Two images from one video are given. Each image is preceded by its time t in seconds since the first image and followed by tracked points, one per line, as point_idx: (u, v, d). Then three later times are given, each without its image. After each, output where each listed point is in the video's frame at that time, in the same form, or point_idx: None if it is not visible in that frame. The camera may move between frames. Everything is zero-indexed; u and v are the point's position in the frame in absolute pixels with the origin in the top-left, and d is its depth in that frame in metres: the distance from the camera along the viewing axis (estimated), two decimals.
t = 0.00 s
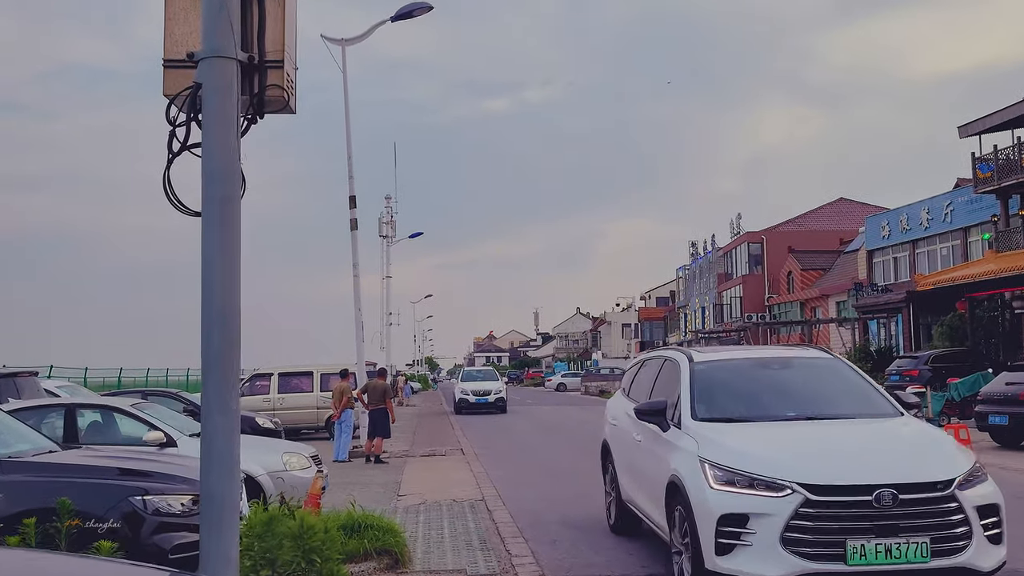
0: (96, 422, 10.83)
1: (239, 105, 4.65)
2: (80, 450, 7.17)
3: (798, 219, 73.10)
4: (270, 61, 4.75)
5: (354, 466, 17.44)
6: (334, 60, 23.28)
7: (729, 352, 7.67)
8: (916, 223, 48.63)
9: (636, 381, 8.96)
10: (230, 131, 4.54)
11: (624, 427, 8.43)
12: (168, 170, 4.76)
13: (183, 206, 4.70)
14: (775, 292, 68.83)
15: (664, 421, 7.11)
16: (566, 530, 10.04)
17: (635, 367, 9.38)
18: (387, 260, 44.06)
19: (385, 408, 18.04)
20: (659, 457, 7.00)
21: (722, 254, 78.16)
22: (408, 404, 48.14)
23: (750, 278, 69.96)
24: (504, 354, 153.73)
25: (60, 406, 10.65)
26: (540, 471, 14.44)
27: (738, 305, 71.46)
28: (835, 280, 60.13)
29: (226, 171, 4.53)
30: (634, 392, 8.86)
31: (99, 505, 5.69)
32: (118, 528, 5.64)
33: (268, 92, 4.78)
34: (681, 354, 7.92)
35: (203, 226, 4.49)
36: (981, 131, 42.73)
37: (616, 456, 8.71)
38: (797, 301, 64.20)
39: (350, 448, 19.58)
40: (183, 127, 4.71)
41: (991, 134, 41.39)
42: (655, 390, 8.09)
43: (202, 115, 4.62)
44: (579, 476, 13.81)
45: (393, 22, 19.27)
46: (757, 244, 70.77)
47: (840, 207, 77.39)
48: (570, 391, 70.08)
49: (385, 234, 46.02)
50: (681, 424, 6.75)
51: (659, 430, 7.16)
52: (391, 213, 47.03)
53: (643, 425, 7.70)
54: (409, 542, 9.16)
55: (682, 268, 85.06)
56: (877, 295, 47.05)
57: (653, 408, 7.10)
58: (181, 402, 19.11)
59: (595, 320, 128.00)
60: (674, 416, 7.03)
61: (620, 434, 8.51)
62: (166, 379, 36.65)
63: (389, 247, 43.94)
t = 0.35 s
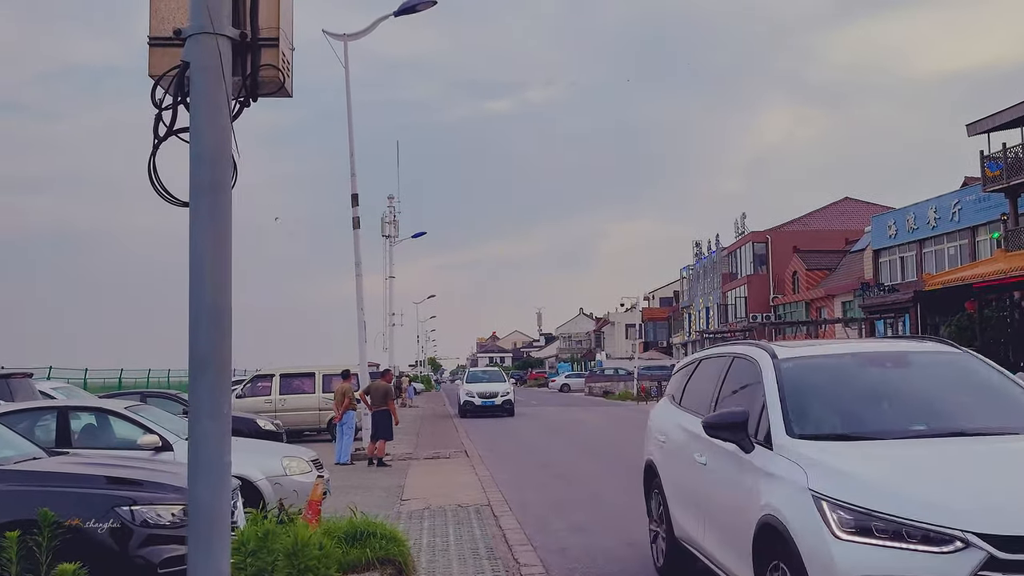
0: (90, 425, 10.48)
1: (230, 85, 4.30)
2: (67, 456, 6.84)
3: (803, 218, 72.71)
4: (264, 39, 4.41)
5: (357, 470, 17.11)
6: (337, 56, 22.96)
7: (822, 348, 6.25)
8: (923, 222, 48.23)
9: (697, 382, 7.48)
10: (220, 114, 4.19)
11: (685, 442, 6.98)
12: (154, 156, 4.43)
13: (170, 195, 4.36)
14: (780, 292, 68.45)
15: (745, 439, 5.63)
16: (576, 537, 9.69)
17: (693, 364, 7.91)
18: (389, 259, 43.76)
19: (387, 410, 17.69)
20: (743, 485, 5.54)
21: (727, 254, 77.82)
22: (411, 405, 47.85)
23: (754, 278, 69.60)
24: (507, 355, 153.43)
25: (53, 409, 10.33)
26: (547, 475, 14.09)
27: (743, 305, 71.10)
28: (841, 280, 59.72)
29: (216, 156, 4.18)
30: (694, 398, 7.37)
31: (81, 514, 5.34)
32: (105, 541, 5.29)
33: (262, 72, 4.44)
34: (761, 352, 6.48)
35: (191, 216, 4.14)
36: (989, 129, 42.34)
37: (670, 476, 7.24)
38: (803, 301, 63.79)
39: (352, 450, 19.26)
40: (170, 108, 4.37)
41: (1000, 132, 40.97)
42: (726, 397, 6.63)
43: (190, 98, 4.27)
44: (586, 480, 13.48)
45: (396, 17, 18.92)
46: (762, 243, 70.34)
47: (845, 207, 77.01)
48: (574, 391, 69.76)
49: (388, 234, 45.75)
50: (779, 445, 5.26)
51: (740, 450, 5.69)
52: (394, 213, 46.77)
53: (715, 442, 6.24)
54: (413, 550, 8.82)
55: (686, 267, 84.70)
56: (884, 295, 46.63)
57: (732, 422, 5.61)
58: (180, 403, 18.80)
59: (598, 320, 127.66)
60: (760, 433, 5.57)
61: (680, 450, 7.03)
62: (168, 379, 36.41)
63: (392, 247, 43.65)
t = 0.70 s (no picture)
0: (76, 425, 10.13)
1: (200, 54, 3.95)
2: (41, 458, 6.50)
3: (806, 217, 72.34)
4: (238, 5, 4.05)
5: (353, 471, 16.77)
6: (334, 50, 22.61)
7: (975, 327, 4.28)
8: (926, 220, 47.85)
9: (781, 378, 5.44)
10: (189, 83, 3.82)
11: (764, 460, 4.98)
12: (118, 131, 4.07)
13: (136, 174, 4.02)
14: (782, 291, 68.12)
15: (890, 469, 3.68)
16: (578, 541, 9.34)
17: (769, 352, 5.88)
18: (388, 258, 43.46)
19: (383, 410, 17.34)
20: (886, 544, 3.54)
21: (728, 253, 77.50)
22: (410, 405, 47.56)
23: (756, 276, 69.28)
24: (508, 355, 153.11)
25: (36, 408, 10.00)
26: (549, 476, 13.72)
27: (745, 304, 70.78)
28: (844, 279, 59.33)
29: (186, 130, 3.81)
30: (777, 399, 5.33)
31: (45, 521, 4.98)
32: (73, 551, 4.95)
33: (235, 42, 4.09)
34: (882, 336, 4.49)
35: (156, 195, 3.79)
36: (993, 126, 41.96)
37: (734, 505, 5.37)
38: (805, 300, 63.43)
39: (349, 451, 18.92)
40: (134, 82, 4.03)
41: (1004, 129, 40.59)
42: (833, 398, 4.58)
43: (156, 67, 3.91)
44: (587, 482, 13.12)
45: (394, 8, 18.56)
46: (763, 242, 69.95)
47: (848, 205, 76.63)
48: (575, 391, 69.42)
49: (388, 233, 45.47)
50: (959, 483, 3.31)
51: (877, 485, 3.73)
52: (393, 211, 46.47)
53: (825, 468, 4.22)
54: (407, 555, 8.46)
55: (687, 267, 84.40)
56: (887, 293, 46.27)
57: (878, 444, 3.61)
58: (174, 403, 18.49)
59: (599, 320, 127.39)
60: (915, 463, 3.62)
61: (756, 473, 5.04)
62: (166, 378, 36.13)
63: (391, 245, 43.35)
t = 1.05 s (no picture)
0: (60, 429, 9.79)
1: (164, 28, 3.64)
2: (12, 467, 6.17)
3: (808, 216, 71.99)
4: None
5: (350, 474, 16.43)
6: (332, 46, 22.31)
7: None
8: (929, 219, 47.50)
9: (946, 385, 3.62)
10: (150, 58, 3.51)
11: (907, 502, 3.43)
12: (75, 114, 3.77)
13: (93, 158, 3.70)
14: (784, 291, 67.81)
15: None
16: (578, 548, 9.04)
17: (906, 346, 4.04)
18: (387, 257, 43.16)
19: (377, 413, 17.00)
20: None
21: (730, 253, 77.16)
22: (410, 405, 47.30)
23: (758, 276, 68.93)
24: (509, 355, 152.81)
25: (19, 412, 9.73)
26: (548, 480, 13.40)
27: (747, 304, 70.47)
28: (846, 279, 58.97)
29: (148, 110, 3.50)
30: (928, 412, 3.65)
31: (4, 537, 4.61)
32: (36, 567, 4.59)
33: (203, 17, 3.79)
34: None
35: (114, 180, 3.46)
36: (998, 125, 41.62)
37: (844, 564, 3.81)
38: (807, 300, 63.11)
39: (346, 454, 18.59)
40: (91, 59, 3.71)
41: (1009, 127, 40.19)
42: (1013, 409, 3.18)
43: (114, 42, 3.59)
44: (587, 487, 12.80)
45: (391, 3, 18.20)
46: (765, 242, 69.59)
47: (850, 205, 76.27)
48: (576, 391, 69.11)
49: (387, 232, 45.15)
50: None
51: None
52: (393, 210, 46.16)
53: None
54: (399, 564, 8.14)
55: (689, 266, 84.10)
56: (891, 293, 45.82)
57: None
58: (168, 404, 18.20)
59: (600, 320, 127.09)
60: None
61: (920, 530, 3.26)
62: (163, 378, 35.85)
63: (390, 245, 43.06)
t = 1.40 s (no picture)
0: (49, 428, 9.46)
1: None
2: None
3: (814, 214, 71.51)
4: None
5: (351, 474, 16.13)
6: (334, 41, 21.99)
7: None
8: (938, 217, 47.05)
9: None
10: (113, 20, 3.19)
11: None
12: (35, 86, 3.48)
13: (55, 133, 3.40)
14: (791, 289, 67.39)
15: None
16: (584, 553, 8.72)
17: None
18: (391, 257, 42.90)
19: (383, 411, 16.70)
20: None
21: (736, 251, 76.73)
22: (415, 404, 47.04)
23: (764, 274, 68.50)
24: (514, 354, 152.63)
25: (5, 412, 9.46)
26: (553, 482, 13.06)
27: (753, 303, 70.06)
28: (853, 277, 58.50)
29: (111, 75, 3.18)
30: None
31: None
32: None
33: None
34: None
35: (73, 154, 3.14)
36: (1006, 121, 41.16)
37: None
38: (814, 299, 62.66)
39: (347, 454, 18.28)
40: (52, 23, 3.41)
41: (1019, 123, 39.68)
42: None
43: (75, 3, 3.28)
44: (593, 489, 12.46)
45: None
46: (772, 240, 69.13)
47: (856, 203, 75.75)
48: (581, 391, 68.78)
49: (391, 231, 44.85)
50: None
51: None
52: (396, 209, 45.85)
53: None
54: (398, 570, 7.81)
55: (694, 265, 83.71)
56: (899, 291, 45.32)
57: None
58: (167, 405, 17.93)
59: (605, 319, 126.80)
60: None
61: None
62: (165, 377, 35.64)
63: (394, 243, 42.79)
